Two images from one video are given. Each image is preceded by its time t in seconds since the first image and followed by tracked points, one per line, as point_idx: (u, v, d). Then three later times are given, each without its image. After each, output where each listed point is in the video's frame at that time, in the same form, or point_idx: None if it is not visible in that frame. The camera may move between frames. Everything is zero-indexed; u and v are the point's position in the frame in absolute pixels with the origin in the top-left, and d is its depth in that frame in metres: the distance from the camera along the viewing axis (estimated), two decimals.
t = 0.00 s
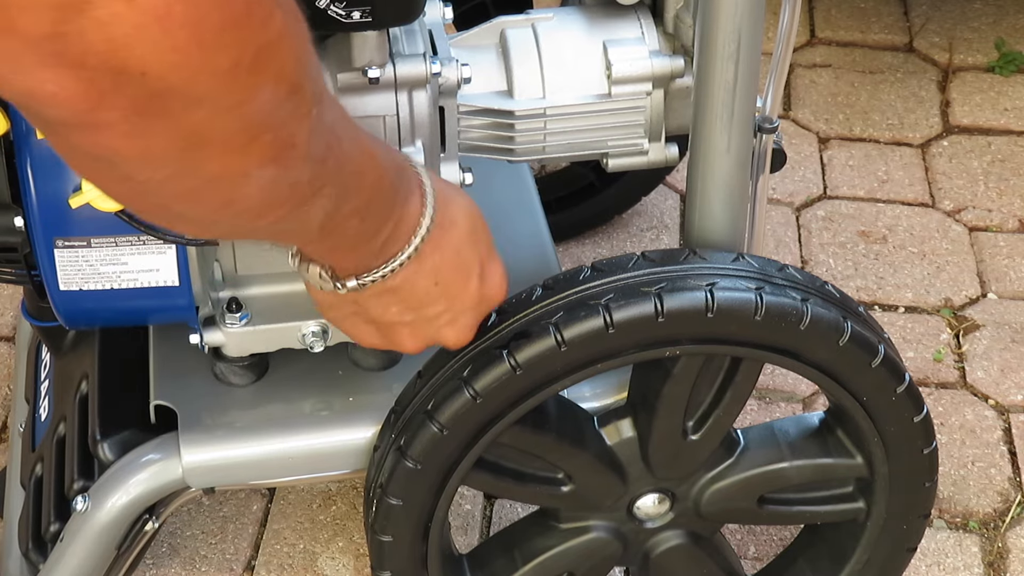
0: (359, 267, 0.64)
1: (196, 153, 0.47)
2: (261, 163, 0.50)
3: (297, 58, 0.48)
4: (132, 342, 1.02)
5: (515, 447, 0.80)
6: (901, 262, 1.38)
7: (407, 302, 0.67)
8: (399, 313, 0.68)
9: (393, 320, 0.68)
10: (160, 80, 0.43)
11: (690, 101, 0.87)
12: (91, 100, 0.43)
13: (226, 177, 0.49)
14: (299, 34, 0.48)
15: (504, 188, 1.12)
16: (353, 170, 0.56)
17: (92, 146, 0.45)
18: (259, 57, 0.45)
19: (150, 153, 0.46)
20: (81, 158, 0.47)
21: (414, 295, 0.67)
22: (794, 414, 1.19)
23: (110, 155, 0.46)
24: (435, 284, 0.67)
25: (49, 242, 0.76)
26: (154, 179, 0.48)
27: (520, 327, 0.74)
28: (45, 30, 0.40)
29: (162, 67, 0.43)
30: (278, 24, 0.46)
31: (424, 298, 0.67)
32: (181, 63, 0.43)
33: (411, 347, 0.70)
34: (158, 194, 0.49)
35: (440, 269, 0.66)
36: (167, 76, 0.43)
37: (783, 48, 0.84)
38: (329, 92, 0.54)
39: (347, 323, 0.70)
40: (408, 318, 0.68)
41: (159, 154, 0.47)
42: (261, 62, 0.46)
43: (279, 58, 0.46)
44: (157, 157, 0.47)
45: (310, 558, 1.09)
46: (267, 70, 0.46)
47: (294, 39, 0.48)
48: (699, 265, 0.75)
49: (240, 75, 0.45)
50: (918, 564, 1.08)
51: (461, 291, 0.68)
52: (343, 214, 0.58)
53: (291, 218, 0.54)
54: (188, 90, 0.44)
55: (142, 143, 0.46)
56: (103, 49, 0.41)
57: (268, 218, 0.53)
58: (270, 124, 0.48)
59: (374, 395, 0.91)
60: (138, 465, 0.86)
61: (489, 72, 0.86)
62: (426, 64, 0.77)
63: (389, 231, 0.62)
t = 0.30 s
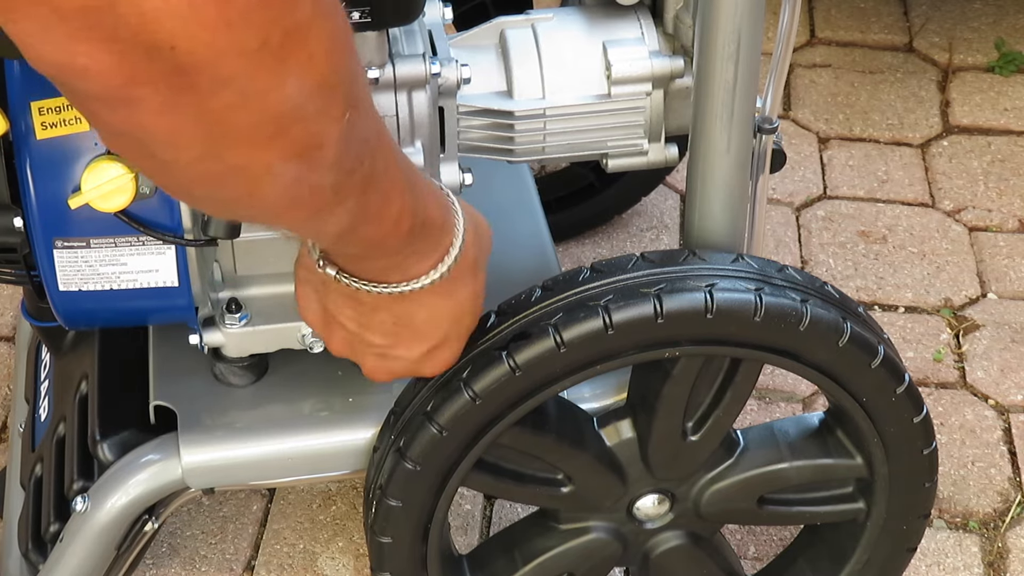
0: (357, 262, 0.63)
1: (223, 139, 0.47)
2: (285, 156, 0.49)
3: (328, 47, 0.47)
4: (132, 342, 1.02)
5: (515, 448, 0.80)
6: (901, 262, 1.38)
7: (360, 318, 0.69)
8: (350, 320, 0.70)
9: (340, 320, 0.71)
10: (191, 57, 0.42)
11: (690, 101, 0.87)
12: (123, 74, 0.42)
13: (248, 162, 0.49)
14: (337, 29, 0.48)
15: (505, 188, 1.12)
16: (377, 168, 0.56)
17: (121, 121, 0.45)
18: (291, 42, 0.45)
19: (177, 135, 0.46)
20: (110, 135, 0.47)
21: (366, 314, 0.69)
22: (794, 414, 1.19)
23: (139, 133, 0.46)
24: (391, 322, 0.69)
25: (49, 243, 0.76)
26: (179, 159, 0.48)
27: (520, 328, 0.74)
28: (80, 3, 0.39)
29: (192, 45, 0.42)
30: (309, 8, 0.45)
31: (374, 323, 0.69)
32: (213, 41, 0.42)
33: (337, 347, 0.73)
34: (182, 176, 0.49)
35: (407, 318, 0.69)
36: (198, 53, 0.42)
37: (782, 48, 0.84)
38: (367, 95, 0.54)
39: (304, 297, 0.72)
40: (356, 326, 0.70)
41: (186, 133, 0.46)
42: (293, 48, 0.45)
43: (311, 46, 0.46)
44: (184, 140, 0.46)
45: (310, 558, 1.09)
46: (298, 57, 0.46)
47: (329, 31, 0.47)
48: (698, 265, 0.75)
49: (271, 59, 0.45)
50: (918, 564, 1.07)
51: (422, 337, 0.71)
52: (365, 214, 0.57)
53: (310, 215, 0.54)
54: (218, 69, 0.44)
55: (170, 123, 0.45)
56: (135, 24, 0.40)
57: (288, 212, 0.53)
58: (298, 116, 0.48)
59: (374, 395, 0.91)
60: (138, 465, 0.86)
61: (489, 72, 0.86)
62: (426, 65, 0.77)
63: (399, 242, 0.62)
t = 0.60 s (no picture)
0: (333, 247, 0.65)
1: (181, 136, 0.49)
2: (243, 149, 0.51)
3: (284, 48, 0.49)
4: (132, 342, 1.02)
5: (516, 447, 0.80)
6: (901, 262, 1.38)
7: (383, 290, 0.68)
8: (379, 303, 0.70)
9: (376, 308, 0.70)
10: (151, 63, 0.45)
11: (691, 101, 0.87)
12: (81, 79, 0.45)
13: (209, 161, 0.51)
14: (288, 27, 0.50)
15: (505, 188, 1.12)
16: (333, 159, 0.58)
17: (82, 126, 0.48)
18: (249, 47, 0.47)
19: (135, 136, 0.48)
20: (70, 140, 0.49)
21: (389, 279, 0.68)
22: (794, 415, 1.19)
23: (100, 135, 0.48)
24: (410, 269, 0.68)
25: (49, 242, 0.76)
26: (140, 162, 0.50)
27: (520, 327, 0.74)
28: (38, 11, 0.42)
29: (151, 52, 0.44)
30: (271, 16, 0.47)
31: (401, 284, 0.69)
32: (171, 48, 0.45)
33: (394, 332, 0.72)
34: (144, 177, 0.51)
35: (418, 251, 0.68)
36: (158, 59, 0.45)
37: (783, 48, 0.84)
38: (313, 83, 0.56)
39: (332, 308, 0.71)
40: (389, 304, 0.70)
41: (145, 136, 0.49)
42: (250, 52, 0.47)
43: (267, 48, 0.48)
44: (143, 140, 0.49)
45: (311, 558, 1.09)
46: (256, 61, 0.48)
47: (281, 27, 0.49)
48: (699, 265, 0.75)
49: (230, 63, 0.47)
50: (919, 564, 1.07)
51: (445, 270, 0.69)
52: (320, 200, 0.59)
53: (269, 204, 0.56)
54: (177, 74, 0.46)
55: (128, 125, 0.48)
56: (93, 30, 0.43)
57: (247, 204, 0.55)
58: (252, 111, 0.50)
59: (374, 395, 0.91)
60: (138, 465, 0.86)
61: (489, 72, 0.86)
62: (427, 64, 0.77)
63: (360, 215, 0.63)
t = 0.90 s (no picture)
0: (360, 275, 0.64)
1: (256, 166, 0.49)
2: (307, 166, 0.51)
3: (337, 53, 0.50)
4: (132, 342, 1.02)
5: (515, 447, 0.80)
6: (901, 262, 1.38)
7: (423, 246, 0.67)
8: (437, 269, 0.68)
9: (438, 276, 0.69)
10: (235, 86, 0.45)
11: (690, 101, 0.87)
12: (161, 113, 0.44)
13: (282, 188, 0.51)
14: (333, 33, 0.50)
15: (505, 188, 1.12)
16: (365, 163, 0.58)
17: (158, 164, 0.47)
18: (319, 57, 0.47)
19: (213, 168, 0.47)
20: (138, 182, 0.48)
21: (423, 240, 0.67)
22: (794, 415, 1.19)
23: (176, 172, 0.47)
24: (425, 218, 0.67)
25: (49, 242, 0.76)
26: (214, 199, 0.49)
27: (520, 327, 0.74)
28: (120, 49, 0.42)
29: (237, 72, 0.44)
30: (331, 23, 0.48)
31: (434, 233, 0.68)
32: (254, 68, 0.44)
33: (468, 283, 0.70)
34: (213, 214, 0.50)
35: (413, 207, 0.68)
36: (241, 81, 0.45)
37: (782, 48, 0.84)
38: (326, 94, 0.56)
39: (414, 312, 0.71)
40: (442, 259, 0.68)
41: (221, 171, 0.48)
42: (320, 63, 0.48)
43: (328, 56, 0.48)
44: (219, 172, 0.48)
45: (310, 558, 1.09)
46: (321, 70, 0.48)
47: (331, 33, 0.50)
48: (699, 265, 0.75)
49: (305, 76, 0.47)
50: (919, 564, 1.07)
51: (440, 199, 0.69)
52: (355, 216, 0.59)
53: (320, 228, 0.56)
54: (257, 96, 0.46)
55: (207, 157, 0.47)
56: (179, 61, 0.43)
57: (306, 229, 0.54)
58: (318, 124, 0.50)
59: (375, 395, 0.91)
60: (138, 465, 0.86)
61: (489, 72, 0.86)
62: (426, 64, 0.77)
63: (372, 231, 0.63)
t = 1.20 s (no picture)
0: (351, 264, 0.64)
1: (201, 171, 0.49)
2: (265, 172, 0.51)
3: (297, 68, 0.49)
4: (131, 342, 1.02)
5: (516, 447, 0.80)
6: (901, 262, 1.38)
7: (419, 278, 0.68)
8: (420, 296, 0.69)
9: (418, 302, 0.70)
10: (170, 100, 0.45)
11: (691, 101, 0.87)
12: (95, 121, 0.44)
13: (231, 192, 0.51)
14: (298, 45, 0.50)
15: (504, 188, 1.12)
16: (342, 172, 0.58)
17: (100, 169, 0.47)
18: (266, 72, 0.47)
19: (155, 173, 0.48)
20: (85, 182, 0.49)
21: (425, 271, 0.68)
22: (794, 415, 1.20)
23: (119, 177, 0.48)
24: (439, 254, 0.67)
25: (49, 243, 0.76)
26: (158, 199, 0.50)
27: (520, 327, 0.74)
28: (51, 54, 0.41)
29: (172, 88, 0.44)
30: (285, 39, 0.47)
31: (436, 270, 0.68)
32: (191, 83, 0.44)
33: (437, 320, 0.71)
34: (167, 212, 0.51)
35: (439, 238, 0.67)
36: (177, 95, 0.44)
37: (783, 48, 0.84)
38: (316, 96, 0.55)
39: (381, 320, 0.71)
40: (430, 293, 0.69)
41: (163, 175, 0.48)
42: (269, 78, 0.47)
43: (282, 72, 0.48)
44: (164, 177, 0.48)
45: (310, 558, 1.09)
46: (273, 84, 0.48)
47: (294, 48, 0.49)
48: (699, 266, 0.75)
49: (249, 91, 0.47)
50: (919, 564, 1.07)
51: (466, 244, 0.69)
52: (337, 215, 0.59)
53: (290, 225, 0.56)
54: (196, 109, 0.46)
55: (147, 163, 0.47)
56: (110, 71, 0.42)
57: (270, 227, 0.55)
58: (271, 136, 0.50)
59: (374, 395, 0.91)
60: (138, 465, 0.86)
61: (489, 72, 0.86)
62: (426, 65, 0.77)
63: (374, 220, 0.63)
